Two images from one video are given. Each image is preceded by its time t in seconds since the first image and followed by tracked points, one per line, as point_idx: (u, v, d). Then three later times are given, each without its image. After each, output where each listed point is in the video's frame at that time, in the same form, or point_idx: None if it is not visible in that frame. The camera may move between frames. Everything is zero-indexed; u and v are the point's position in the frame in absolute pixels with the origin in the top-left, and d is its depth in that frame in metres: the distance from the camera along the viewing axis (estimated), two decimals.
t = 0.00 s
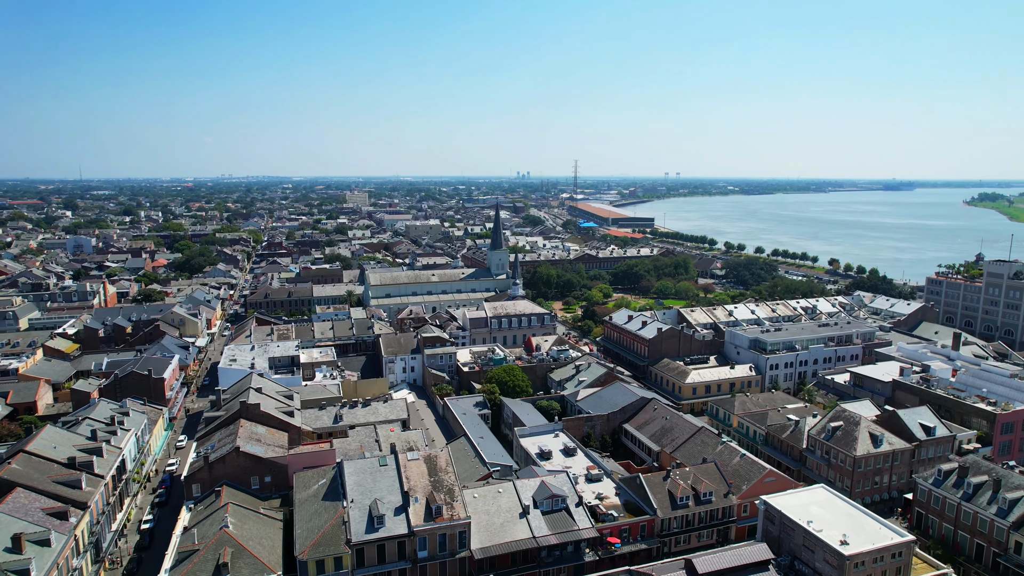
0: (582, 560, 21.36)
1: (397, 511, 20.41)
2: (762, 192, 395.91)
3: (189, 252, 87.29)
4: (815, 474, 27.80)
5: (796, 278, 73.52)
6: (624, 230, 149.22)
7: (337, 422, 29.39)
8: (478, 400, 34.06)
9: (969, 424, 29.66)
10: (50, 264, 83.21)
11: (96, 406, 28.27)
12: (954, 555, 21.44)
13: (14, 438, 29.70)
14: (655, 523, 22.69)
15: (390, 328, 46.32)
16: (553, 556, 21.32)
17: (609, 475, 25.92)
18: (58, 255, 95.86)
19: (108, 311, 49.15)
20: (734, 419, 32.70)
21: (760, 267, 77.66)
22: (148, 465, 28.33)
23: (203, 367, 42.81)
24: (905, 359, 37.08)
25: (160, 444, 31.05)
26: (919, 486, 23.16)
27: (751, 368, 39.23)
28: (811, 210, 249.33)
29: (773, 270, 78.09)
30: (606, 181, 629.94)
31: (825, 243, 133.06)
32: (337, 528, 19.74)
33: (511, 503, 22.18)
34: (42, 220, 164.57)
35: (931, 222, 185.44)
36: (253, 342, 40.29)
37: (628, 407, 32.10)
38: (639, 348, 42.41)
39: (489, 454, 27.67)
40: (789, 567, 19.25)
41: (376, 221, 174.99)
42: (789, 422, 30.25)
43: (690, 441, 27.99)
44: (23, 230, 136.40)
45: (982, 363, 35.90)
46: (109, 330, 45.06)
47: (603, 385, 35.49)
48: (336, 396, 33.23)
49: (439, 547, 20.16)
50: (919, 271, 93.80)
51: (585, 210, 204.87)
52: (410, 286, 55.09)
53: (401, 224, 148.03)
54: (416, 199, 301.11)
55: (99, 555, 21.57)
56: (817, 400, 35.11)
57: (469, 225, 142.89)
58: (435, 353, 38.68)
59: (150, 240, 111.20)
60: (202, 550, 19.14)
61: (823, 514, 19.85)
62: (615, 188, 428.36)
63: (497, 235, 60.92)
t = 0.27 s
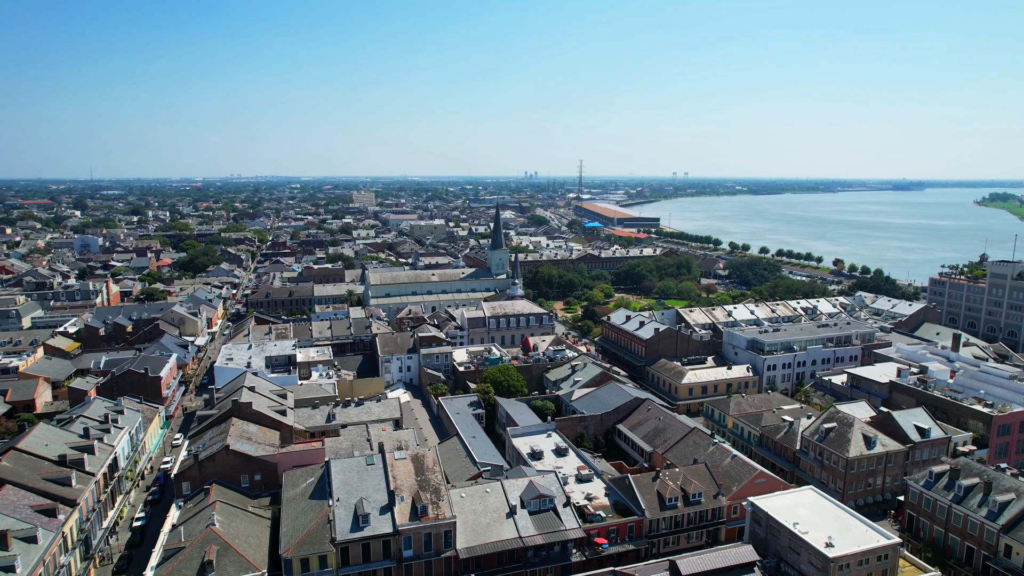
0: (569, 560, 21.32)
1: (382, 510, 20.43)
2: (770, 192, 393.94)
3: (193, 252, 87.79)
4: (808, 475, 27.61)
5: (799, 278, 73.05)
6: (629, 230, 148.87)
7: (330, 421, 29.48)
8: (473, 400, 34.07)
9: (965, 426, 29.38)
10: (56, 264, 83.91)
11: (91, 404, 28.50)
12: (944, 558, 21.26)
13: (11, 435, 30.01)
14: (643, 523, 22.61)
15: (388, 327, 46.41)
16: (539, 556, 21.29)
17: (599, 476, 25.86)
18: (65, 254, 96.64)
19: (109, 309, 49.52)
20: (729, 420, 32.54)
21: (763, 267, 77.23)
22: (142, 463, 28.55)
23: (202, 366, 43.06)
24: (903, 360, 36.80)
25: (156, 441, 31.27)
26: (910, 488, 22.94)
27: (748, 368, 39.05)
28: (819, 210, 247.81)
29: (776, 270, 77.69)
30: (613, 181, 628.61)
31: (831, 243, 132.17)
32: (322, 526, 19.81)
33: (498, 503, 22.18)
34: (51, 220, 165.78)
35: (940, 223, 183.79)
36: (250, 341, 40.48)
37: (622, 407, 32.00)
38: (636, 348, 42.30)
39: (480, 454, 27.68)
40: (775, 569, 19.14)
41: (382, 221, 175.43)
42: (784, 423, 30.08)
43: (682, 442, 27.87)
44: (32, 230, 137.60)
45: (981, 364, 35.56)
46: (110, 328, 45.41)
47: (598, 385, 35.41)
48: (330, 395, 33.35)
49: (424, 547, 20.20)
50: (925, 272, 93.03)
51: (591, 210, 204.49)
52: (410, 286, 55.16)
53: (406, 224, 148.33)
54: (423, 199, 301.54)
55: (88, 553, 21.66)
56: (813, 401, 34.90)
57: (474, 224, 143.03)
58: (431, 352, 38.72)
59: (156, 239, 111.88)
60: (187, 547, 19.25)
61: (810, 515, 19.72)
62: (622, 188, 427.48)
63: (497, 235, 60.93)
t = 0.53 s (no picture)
0: (555, 561, 21.29)
1: (368, 509, 20.48)
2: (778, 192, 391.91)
3: (198, 251, 88.29)
4: (801, 477, 27.42)
5: (802, 279, 72.60)
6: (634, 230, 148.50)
7: (323, 420, 29.56)
8: (467, 400, 34.07)
9: (962, 428, 29.10)
10: (62, 263, 84.64)
11: (86, 403, 28.75)
12: (934, 561, 21.08)
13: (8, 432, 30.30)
14: (631, 524, 22.54)
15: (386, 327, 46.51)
16: (526, 556, 21.28)
17: (589, 476, 25.80)
18: (72, 253, 97.46)
19: (111, 308, 49.90)
20: (724, 421, 32.39)
21: (766, 267, 76.86)
22: (137, 461, 28.77)
23: (201, 364, 43.31)
24: (902, 361, 36.51)
25: (151, 439, 31.51)
26: (901, 490, 22.74)
27: (745, 369, 38.87)
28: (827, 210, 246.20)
29: (780, 271, 77.26)
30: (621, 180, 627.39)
31: (837, 244, 131.29)
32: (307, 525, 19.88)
33: (486, 503, 22.19)
34: (61, 220, 167.15)
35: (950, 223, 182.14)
36: (248, 341, 40.66)
37: (616, 407, 31.91)
38: (634, 349, 42.18)
39: (471, 454, 27.69)
40: (760, 571, 19.03)
41: (388, 220, 175.86)
42: (778, 424, 29.90)
43: (674, 443, 27.75)
44: (41, 229, 138.79)
45: (980, 366, 35.23)
46: (110, 327, 45.75)
47: (593, 385, 35.34)
48: (325, 394, 33.45)
49: (409, 546, 20.23)
50: (931, 272, 92.27)
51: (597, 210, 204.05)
52: (410, 286, 55.23)
53: (411, 224, 148.60)
54: (430, 199, 301.90)
55: (78, 550, 21.86)
56: (810, 403, 34.69)
57: (479, 224, 143.11)
58: (427, 352, 38.78)
59: (162, 239, 112.59)
60: (174, 545, 19.36)
61: (796, 517, 19.58)
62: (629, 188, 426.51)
63: (498, 235, 60.98)
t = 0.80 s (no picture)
0: (542, 561, 21.26)
1: (354, 508, 20.52)
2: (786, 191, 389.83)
3: (202, 251, 88.83)
4: (794, 479, 27.26)
5: (805, 279, 72.13)
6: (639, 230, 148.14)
7: (316, 419, 29.66)
8: (461, 399, 34.06)
9: (958, 430, 28.83)
10: (68, 262, 85.41)
11: (81, 401, 28.97)
12: (924, 564, 20.90)
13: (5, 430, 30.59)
14: (619, 525, 22.49)
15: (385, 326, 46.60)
16: (512, 557, 21.26)
17: (580, 476, 25.74)
18: (78, 253, 98.32)
19: (112, 307, 50.27)
20: (718, 422, 32.24)
21: (769, 267, 76.47)
22: (131, 459, 28.99)
23: (200, 363, 43.56)
24: (901, 362, 36.21)
25: (147, 437, 31.71)
26: (892, 493, 22.55)
27: (742, 370, 38.68)
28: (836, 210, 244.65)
29: (783, 271, 76.84)
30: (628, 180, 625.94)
31: (844, 244, 130.42)
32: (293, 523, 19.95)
33: (473, 503, 22.19)
34: (70, 220, 168.60)
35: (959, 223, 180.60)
36: (246, 340, 40.85)
37: (609, 408, 31.82)
38: (631, 349, 42.04)
39: (462, 454, 27.69)
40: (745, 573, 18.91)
41: (393, 220, 176.32)
42: (772, 425, 29.72)
43: (666, 443, 27.65)
44: (50, 229, 139.90)
45: (979, 367, 34.91)
46: (111, 326, 46.09)
47: (588, 385, 35.27)
48: (320, 393, 33.55)
49: (395, 545, 20.26)
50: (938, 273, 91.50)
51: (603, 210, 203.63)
52: (409, 285, 55.31)
53: (416, 224, 148.90)
54: (436, 199, 302.18)
55: (68, 547, 22.05)
56: (806, 404, 34.48)
57: (483, 224, 143.19)
58: (423, 351, 38.83)
59: (168, 238, 113.39)
60: (160, 543, 19.46)
61: (783, 519, 19.45)
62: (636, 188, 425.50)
63: (498, 235, 61.01)
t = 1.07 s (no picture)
0: (528, 561, 21.25)
1: (339, 507, 20.58)
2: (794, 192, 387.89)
3: (206, 250, 89.33)
4: (787, 480, 27.08)
5: (808, 280, 71.72)
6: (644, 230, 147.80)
7: (309, 418, 29.76)
8: (455, 399, 34.07)
9: (954, 432, 28.56)
10: (74, 261, 86.16)
11: (76, 399, 29.20)
12: (913, 567, 20.74)
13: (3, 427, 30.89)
14: (606, 526, 22.43)
15: (383, 326, 46.71)
16: (498, 557, 21.26)
17: (570, 477, 25.68)
18: (85, 252, 99.13)
19: (114, 306, 50.63)
20: (713, 423, 32.09)
21: (773, 268, 76.11)
22: (126, 457, 29.19)
23: (199, 362, 43.82)
24: (899, 364, 35.92)
25: (143, 436, 31.92)
26: (882, 495, 22.38)
27: (739, 371, 38.53)
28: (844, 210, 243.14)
29: (787, 271, 76.43)
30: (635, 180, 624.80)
31: (850, 245, 129.60)
32: (278, 521, 20.06)
33: (460, 502, 22.22)
34: (80, 220, 169.74)
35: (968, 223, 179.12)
36: (244, 339, 41.20)
37: (603, 408, 31.74)
38: (628, 349, 41.91)
39: (453, 453, 27.70)
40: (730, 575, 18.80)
41: (399, 220, 176.75)
42: (766, 426, 29.56)
43: (658, 444, 27.55)
44: (59, 229, 140.98)
45: (978, 369, 34.61)
46: (112, 325, 46.39)
47: (583, 386, 35.21)
48: (314, 393, 33.68)
49: (380, 544, 20.29)
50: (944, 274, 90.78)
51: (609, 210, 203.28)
52: (410, 285, 55.43)
53: (421, 224, 149.23)
54: (443, 199, 302.73)
55: (59, 544, 22.25)
56: (802, 405, 34.28)
57: (488, 224, 143.32)
58: (419, 351, 38.94)
59: (174, 238, 114.13)
60: (146, 540, 19.58)
61: (769, 521, 19.34)
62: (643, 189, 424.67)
63: (499, 235, 61.06)
